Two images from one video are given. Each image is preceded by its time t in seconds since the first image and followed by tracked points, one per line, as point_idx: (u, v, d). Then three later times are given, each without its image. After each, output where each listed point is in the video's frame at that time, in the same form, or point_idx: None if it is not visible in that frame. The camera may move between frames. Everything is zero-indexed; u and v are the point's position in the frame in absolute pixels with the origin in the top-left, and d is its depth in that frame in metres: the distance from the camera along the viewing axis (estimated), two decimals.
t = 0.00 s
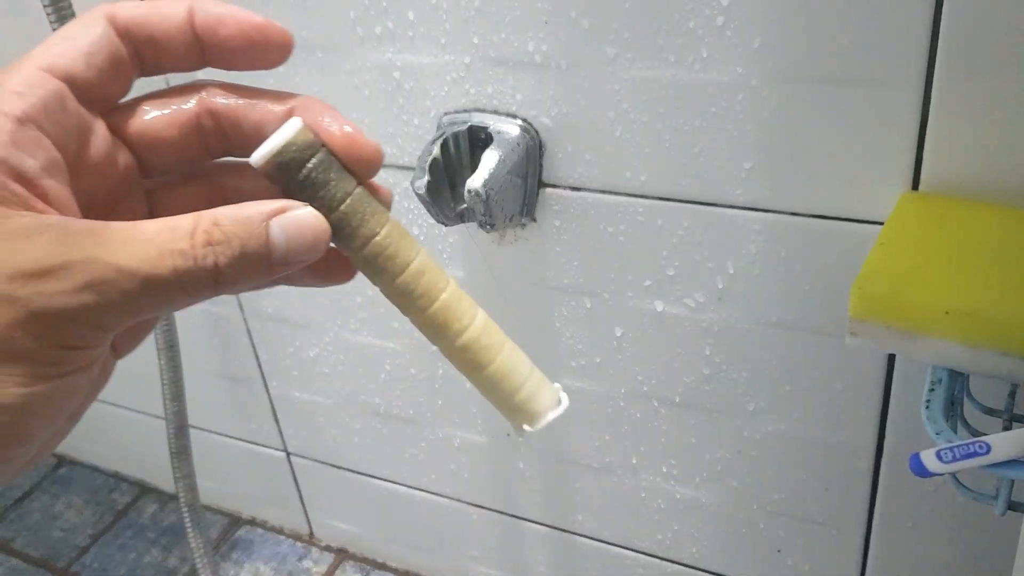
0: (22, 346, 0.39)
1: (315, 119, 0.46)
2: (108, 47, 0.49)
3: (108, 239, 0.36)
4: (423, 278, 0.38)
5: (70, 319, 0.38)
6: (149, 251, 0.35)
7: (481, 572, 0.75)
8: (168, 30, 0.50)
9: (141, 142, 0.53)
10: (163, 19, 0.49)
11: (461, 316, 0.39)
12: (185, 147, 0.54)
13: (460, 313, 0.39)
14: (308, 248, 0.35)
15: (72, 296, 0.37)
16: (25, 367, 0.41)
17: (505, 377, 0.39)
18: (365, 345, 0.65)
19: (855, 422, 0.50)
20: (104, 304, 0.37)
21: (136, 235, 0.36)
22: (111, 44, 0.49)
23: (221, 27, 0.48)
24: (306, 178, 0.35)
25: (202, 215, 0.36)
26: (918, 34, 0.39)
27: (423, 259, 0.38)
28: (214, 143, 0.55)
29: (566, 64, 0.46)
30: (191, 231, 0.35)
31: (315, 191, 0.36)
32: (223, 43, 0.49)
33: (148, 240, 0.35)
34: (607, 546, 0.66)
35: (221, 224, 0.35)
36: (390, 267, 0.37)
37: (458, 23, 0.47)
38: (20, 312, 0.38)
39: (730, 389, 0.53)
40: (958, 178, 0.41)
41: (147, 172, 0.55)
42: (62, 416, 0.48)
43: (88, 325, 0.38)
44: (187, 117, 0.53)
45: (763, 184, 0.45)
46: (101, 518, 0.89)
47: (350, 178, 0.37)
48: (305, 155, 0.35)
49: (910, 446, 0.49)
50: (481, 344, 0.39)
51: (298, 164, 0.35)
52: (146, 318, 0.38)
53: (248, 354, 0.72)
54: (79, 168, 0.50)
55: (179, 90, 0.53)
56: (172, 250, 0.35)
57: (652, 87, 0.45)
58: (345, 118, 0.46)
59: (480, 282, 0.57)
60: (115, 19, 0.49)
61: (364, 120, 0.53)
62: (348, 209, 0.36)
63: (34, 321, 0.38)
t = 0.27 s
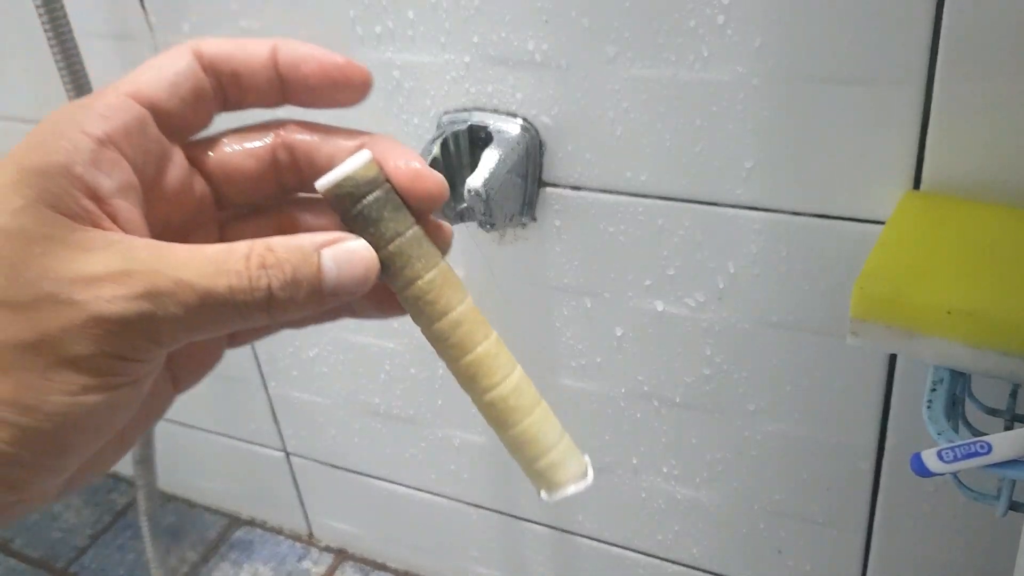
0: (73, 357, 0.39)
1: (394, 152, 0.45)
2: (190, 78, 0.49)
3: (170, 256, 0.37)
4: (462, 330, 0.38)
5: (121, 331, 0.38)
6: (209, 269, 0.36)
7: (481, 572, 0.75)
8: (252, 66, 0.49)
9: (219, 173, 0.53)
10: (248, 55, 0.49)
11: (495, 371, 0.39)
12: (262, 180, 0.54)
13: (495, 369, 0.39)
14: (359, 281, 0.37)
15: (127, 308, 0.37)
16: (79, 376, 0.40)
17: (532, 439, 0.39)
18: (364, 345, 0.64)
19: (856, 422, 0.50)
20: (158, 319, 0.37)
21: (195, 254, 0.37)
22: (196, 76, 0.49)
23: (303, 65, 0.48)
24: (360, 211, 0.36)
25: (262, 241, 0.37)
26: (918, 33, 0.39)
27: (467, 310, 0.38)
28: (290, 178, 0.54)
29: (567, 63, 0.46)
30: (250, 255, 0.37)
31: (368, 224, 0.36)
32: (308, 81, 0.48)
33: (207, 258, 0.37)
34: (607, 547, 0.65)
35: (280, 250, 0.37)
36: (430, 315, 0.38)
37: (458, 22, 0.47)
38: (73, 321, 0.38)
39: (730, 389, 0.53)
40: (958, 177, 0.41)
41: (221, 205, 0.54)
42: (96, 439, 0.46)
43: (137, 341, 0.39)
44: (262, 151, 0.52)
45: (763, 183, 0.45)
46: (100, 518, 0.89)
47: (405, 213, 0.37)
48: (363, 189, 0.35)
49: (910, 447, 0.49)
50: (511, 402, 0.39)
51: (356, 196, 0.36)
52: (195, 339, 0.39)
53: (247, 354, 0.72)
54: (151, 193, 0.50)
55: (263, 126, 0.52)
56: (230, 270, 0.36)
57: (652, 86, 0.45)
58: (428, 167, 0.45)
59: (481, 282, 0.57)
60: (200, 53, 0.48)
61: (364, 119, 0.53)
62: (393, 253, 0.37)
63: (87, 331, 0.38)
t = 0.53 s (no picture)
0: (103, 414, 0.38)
1: (405, 183, 0.42)
2: (185, 71, 0.44)
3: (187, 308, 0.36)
4: (501, 347, 0.40)
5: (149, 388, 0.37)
6: (235, 321, 0.35)
7: (481, 572, 0.75)
8: (258, 54, 0.45)
9: (225, 177, 0.49)
10: (254, 40, 0.45)
11: (534, 380, 0.41)
12: (268, 179, 0.49)
13: (534, 377, 0.41)
14: (387, 310, 0.37)
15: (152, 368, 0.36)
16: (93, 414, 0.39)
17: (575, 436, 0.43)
18: (364, 345, 0.64)
19: (856, 422, 0.50)
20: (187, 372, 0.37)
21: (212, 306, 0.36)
22: (193, 68, 0.44)
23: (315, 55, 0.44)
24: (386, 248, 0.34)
25: (282, 281, 0.36)
26: (918, 33, 0.39)
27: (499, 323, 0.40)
28: (300, 178, 0.50)
29: (567, 63, 0.46)
30: (274, 302, 0.36)
31: (398, 261, 0.35)
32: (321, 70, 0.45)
33: (226, 310, 0.35)
34: (607, 547, 0.65)
35: (303, 295, 0.36)
36: (468, 337, 0.38)
37: (458, 23, 0.47)
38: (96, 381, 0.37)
39: (730, 389, 0.53)
40: (959, 177, 0.41)
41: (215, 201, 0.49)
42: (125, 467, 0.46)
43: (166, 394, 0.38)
44: (270, 151, 0.48)
45: (763, 183, 0.45)
46: (100, 519, 0.89)
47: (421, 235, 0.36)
48: (392, 230, 0.34)
49: (911, 447, 0.49)
50: (551, 406, 0.42)
51: (382, 238, 0.34)
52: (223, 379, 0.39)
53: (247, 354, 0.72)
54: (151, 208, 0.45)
55: (267, 119, 0.48)
56: (256, 319, 0.36)
57: (652, 86, 0.45)
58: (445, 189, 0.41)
59: (481, 282, 0.57)
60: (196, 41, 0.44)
61: (364, 120, 0.53)
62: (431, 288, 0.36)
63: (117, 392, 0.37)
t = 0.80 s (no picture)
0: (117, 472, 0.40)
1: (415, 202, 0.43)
2: (169, 74, 0.43)
3: (197, 362, 0.38)
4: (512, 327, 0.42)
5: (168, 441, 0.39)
6: (250, 370, 0.38)
7: (481, 572, 0.75)
8: (250, 49, 0.43)
9: (216, 178, 0.48)
10: (247, 32, 0.43)
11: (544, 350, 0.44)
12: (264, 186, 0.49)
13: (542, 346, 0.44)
14: (400, 336, 0.40)
15: (171, 420, 0.38)
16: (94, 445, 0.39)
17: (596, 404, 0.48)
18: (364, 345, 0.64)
19: (856, 422, 0.50)
20: (199, 421, 0.39)
21: (221, 356, 0.38)
22: (178, 70, 0.43)
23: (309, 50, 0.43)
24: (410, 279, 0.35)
25: (287, 324, 0.39)
26: (918, 33, 0.39)
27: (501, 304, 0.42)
28: (298, 185, 0.49)
29: (567, 63, 0.46)
30: (281, 344, 0.39)
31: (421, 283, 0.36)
32: (320, 69, 0.43)
33: (236, 361, 0.38)
34: (607, 547, 0.65)
35: (310, 336, 0.39)
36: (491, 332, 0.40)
37: (458, 23, 0.47)
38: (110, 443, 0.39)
39: (730, 389, 0.53)
40: (960, 177, 0.41)
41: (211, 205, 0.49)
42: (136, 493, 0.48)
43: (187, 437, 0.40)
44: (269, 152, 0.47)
45: (763, 184, 0.45)
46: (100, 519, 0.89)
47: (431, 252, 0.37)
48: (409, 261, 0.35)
49: (911, 447, 0.49)
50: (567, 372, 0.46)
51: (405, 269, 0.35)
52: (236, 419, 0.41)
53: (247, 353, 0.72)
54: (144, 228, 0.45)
55: (263, 121, 0.47)
56: (263, 364, 0.38)
57: (652, 87, 0.45)
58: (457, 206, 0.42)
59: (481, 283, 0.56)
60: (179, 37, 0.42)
61: (364, 120, 0.53)
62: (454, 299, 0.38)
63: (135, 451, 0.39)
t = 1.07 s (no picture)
0: (89, 491, 0.39)
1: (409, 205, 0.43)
2: (137, 66, 0.40)
3: (176, 375, 0.37)
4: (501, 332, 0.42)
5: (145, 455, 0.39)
6: (233, 380, 0.38)
7: (481, 573, 0.75)
8: (224, 36, 0.41)
9: (193, 171, 0.46)
10: (221, 18, 0.41)
11: (533, 351, 0.45)
12: (241, 184, 0.47)
13: (532, 347, 0.45)
14: (387, 340, 0.41)
15: (152, 435, 0.38)
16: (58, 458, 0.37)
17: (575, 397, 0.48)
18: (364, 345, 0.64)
19: (857, 422, 0.50)
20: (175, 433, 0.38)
21: (201, 367, 0.38)
22: (146, 60, 0.40)
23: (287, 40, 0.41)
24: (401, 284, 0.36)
25: (269, 333, 0.38)
26: (919, 32, 0.38)
27: (491, 308, 0.42)
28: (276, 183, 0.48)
29: (566, 62, 0.46)
30: (264, 354, 0.38)
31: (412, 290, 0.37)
32: (301, 59, 0.41)
33: (217, 372, 0.38)
34: (608, 547, 0.65)
35: (294, 344, 0.38)
36: (480, 338, 0.41)
37: (458, 22, 0.47)
38: (82, 464, 0.37)
39: (730, 389, 0.53)
40: (961, 177, 0.41)
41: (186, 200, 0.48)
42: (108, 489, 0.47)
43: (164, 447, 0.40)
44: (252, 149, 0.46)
45: (763, 183, 0.45)
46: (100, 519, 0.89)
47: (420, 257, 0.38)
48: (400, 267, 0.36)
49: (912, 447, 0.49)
50: (554, 371, 0.46)
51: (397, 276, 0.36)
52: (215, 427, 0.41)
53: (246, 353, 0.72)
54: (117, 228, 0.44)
55: (239, 117, 0.45)
56: (245, 375, 0.38)
57: (652, 86, 0.45)
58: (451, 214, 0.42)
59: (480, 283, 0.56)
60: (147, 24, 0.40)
61: (363, 120, 0.53)
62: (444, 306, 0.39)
63: (111, 467, 0.38)
